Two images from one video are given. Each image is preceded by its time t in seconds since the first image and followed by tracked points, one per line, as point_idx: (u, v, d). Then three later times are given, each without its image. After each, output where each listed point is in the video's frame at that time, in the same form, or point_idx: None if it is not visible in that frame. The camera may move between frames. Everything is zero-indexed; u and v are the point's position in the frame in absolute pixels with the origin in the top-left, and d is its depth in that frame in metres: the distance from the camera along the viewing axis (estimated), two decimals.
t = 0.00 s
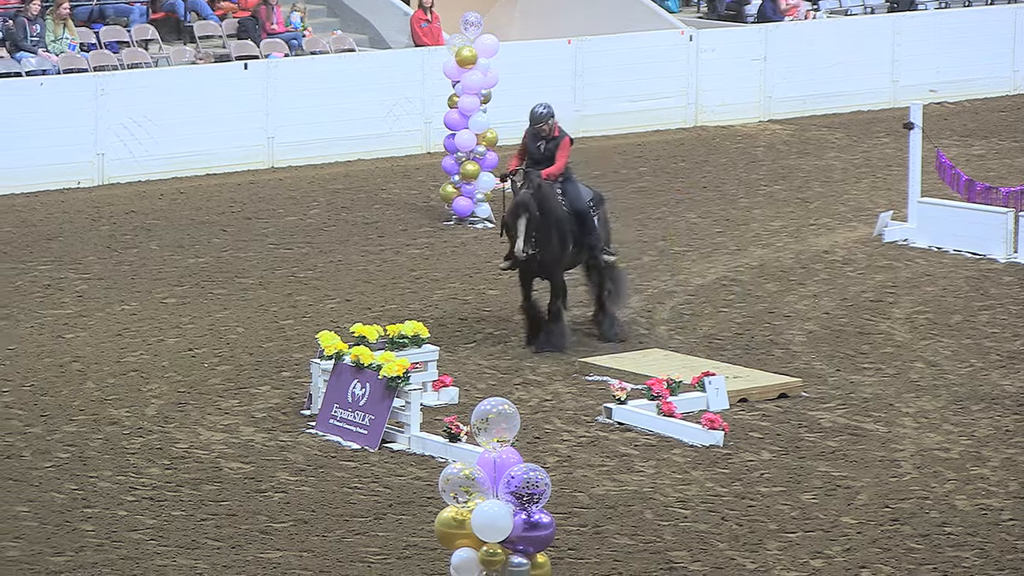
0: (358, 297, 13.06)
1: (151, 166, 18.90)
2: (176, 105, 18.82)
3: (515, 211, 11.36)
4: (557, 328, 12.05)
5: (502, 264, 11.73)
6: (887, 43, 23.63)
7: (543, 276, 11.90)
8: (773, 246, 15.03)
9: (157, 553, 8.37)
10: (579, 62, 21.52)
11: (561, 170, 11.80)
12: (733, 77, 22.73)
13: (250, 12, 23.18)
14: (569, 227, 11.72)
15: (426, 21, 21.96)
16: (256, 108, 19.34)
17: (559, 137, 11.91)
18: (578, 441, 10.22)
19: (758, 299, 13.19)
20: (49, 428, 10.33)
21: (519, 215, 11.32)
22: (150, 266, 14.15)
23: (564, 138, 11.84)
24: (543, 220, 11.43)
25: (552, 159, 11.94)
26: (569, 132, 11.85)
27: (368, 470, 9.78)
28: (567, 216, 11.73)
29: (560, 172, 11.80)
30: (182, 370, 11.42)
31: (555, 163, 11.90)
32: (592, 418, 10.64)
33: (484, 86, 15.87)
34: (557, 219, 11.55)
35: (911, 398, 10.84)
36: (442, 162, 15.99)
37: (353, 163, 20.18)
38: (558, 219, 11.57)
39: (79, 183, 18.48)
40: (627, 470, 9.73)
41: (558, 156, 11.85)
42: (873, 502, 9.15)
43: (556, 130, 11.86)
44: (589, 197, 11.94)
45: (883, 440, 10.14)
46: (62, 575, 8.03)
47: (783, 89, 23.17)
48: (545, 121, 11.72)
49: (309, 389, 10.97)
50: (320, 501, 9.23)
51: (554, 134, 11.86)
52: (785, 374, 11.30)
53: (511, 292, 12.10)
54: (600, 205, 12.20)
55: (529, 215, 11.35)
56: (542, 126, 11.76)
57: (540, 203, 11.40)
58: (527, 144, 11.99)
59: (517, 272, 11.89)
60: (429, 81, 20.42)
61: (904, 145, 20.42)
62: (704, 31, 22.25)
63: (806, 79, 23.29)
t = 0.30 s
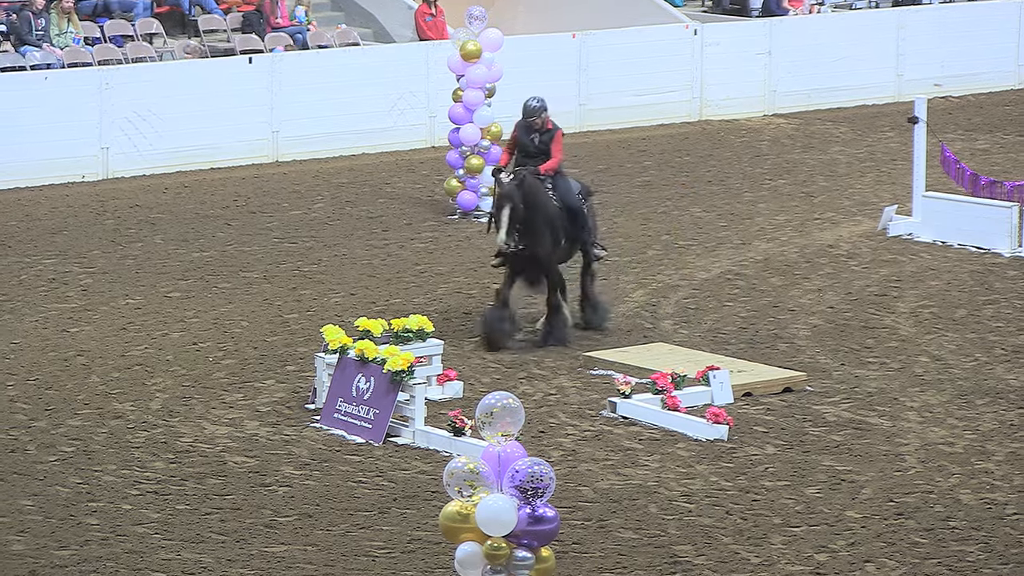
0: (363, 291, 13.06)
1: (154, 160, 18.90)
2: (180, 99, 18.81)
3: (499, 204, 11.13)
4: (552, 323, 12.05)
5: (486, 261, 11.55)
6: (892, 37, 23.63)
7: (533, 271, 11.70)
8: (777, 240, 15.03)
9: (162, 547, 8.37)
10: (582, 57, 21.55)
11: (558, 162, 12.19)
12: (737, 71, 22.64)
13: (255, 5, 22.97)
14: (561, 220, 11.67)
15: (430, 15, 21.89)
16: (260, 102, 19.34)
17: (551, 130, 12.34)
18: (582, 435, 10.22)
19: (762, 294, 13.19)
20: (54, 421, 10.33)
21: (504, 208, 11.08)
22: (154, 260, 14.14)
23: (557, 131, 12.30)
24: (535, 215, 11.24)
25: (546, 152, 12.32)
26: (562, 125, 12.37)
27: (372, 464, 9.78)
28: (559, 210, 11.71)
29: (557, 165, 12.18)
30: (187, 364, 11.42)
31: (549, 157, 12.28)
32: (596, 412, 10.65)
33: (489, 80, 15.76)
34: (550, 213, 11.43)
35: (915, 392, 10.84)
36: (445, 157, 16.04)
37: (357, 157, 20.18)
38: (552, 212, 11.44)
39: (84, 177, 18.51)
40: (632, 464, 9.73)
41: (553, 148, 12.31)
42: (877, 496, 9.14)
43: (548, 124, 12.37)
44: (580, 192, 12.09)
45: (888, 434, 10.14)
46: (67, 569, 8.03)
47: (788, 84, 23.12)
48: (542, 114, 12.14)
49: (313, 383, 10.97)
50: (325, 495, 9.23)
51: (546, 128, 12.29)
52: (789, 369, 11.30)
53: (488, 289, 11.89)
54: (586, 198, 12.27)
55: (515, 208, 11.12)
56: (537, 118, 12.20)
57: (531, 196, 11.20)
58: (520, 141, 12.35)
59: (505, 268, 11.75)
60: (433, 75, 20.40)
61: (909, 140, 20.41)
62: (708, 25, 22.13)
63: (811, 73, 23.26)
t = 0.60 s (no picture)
0: (366, 286, 13.07)
1: (158, 155, 18.91)
2: (183, 94, 18.82)
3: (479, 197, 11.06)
4: (543, 319, 12.06)
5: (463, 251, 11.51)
6: (895, 33, 23.54)
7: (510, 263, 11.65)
8: (781, 236, 15.03)
9: (165, 542, 8.37)
10: (586, 52, 21.56)
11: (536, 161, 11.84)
12: (741, 65, 22.63)
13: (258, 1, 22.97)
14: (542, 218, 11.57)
15: (434, 10, 21.91)
16: (263, 97, 19.34)
17: (534, 127, 11.95)
18: (586, 431, 10.22)
19: (766, 289, 13.19)
20: (58, 416, 10.34)
21: (482, 203, 10.97)
22: (158, 255, 14.15)
23: (539, 129, 11.91)
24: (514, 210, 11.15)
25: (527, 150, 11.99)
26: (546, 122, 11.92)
27: (376, 460, 9.77)
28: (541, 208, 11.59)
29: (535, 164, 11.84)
30: (190, 360, 11.43)
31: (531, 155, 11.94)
32: (599, 407, 10.65)
33: (492, 75, 15.63)
34: (530, 210, 11.36)
35: (919, 387, 10.84)
36: (449, 152, 16.01)
37: (361, 152, 20.17)
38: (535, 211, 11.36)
39: (87, 172, 18.52)
40: (636, 459, 9.74)
41: (534, 147, 11.93)
42: (881, 491, 9.14)
43: (531, 120, 11.95)
44: (567, 191, 11.99)
45: (891, 430, 10.13)
46: (69, 564, 8.03)
47: (791, 79, 23.11)
48: (521, 112, 11.76)
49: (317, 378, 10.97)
50: (328, 490, 9.23)
51: (529, 125, 11.92)
52: (793, 364, 11.30)
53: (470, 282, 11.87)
54: (575, 197, 12.16)
55: (494, 204, 11.00)
56: (517, 117, 11.80)
57: (512, 194, 11.10)
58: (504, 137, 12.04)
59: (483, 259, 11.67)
60: (437, 70, 20.38)
61: (912, 135, 20.40)
62: (712, 20, 22.16)
63: (815, 68, 23.23)
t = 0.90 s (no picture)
0: (369, 281, 13.08)
1: (160, 150, 18.93)
2: (185, 88, 18.83)
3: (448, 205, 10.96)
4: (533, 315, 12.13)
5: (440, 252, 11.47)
6: (897, 28, 23.51)
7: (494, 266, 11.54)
8: (783, 230, 15.03)
9: (168, 537, 8.37)
10: (587, 46, 21.54)
11: (514, 157, 11.71)
12: (743, 60, 22.62)
13: None
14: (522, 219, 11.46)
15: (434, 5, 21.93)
16: (265, 92, 19.35)
17: (516, 121, 11.76)
18: (588, 425, 10.23)
19: (767, 284, 13.19)
20: (60, 411, 10.33)
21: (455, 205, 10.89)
22: (160, 249, 14.15)
23: (520, 123, 11.72)
24: (490, 210, 11.03)
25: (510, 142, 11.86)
26: (528, 116, 11.73)
27: (378, 454, 9.77)
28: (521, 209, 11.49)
29: (514, 160, 11.73)
30: (192, 354, 11.43)
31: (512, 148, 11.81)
32: (601, 402, 10.66)
33: (495, 70, 15.60)
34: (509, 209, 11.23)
35: (921, 381, 10.85)
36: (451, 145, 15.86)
37: (363, 147, 20.14)
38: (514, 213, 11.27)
39: (90, 166, 18.54)
40: (638, 454, 9.74)
41: (515, 142, 11.77)
42: (883, 486, 9.13)
43: (513, 114, 11.79)
44: (551, 191, 11.95)
45: (893, 424, 10.13)
46: (72, 558, 8.03)
47: (793, 73, 23.06)
48: (500, 107, 11.57)
49: (319, 372, 10.97)
50: (330, 484, 9.22)
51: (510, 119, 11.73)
52: (795, 358, 11.30)
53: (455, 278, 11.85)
54: (560, 199, 12.10)
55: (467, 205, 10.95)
56: (500, 112, 11.68)
57: (485, 197, 10.99)
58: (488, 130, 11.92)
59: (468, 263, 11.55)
60: (438, 65, 20.35)
61: (914, 130, 20.40)
62: (714, 15, 22.17)
63: (817, 63, 23.21)
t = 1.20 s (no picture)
0: (369, 273, 13.09)
1: (160, 142, 18.94)
2: (185, 80, 18.85)
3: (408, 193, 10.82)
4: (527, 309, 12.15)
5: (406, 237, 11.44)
6: (897, 19, 23.47)
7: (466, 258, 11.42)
8: (784, 222, 15.03)
9: (168, 529, 8.37)
10: (587, 39, 21.59)
11: (494, 151, 11.58)
12: (744, 52, 22.61)
13: None
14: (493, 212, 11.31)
15: None
16: (266, 84, 19.35)
17: (497, 114, 11.63)
18: (588, 417, 10.23)
19: (767, 276, 13.19)
20: (60, 403, 10.34)
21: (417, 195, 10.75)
22: (161, 242, 14.16)
23: (500, 116, 11.56)
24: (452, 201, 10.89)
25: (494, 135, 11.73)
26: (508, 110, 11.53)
27: (378, 446, 9.77)
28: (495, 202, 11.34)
29: (495, 153, 11.59)
30: (193, 346, 11.43)
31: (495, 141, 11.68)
32: (602, 394, 10.66)
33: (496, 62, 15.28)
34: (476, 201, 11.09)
35: (921, 373, 10.85)
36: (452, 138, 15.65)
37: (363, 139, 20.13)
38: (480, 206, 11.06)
39: (90, 158, 18.54)
40: (638, 446, 9.73)
41: (498, 137, 11.61)
42: (883, 478, 9.13)
43: (493, 107, 11.61)
44: (537, 187, 11.74)
45: (893, 417, 10.13)
46: (72, 550, 8.03)
47: (794, 65, 23.04)
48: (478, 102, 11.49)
49: (319, 364, 10.97)
50: (330, 477, 9.22)
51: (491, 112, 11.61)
52: (795, 351, 11.30)
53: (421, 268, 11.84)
54: (548, 194, 11.88)
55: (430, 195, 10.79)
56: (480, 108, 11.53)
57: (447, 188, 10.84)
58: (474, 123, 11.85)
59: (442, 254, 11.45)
60: (438, 57, 20.31)
61: (915, 122, 20.40)
62: (714, 7, 22.11)
63: (817, 54, 23.18)
